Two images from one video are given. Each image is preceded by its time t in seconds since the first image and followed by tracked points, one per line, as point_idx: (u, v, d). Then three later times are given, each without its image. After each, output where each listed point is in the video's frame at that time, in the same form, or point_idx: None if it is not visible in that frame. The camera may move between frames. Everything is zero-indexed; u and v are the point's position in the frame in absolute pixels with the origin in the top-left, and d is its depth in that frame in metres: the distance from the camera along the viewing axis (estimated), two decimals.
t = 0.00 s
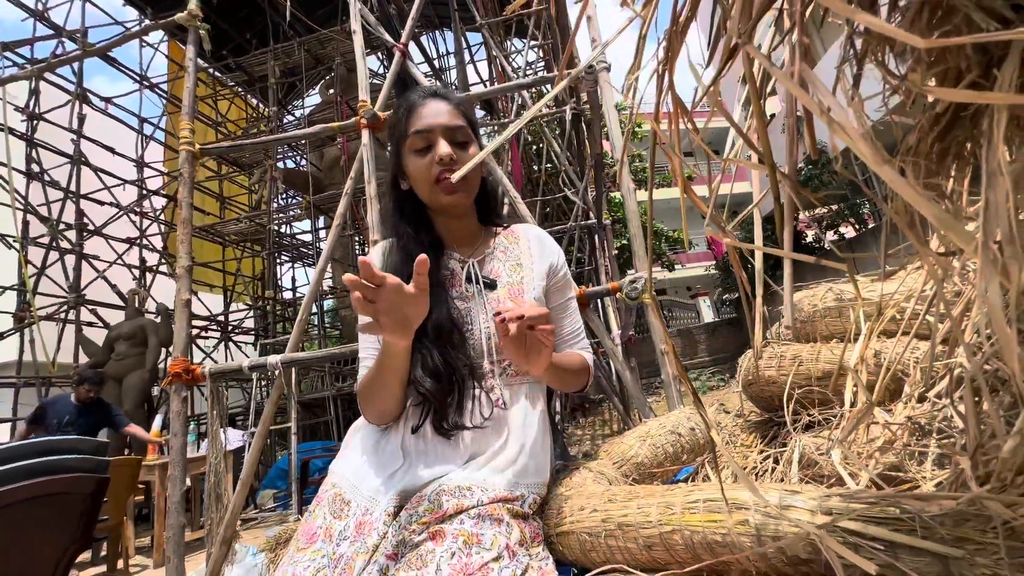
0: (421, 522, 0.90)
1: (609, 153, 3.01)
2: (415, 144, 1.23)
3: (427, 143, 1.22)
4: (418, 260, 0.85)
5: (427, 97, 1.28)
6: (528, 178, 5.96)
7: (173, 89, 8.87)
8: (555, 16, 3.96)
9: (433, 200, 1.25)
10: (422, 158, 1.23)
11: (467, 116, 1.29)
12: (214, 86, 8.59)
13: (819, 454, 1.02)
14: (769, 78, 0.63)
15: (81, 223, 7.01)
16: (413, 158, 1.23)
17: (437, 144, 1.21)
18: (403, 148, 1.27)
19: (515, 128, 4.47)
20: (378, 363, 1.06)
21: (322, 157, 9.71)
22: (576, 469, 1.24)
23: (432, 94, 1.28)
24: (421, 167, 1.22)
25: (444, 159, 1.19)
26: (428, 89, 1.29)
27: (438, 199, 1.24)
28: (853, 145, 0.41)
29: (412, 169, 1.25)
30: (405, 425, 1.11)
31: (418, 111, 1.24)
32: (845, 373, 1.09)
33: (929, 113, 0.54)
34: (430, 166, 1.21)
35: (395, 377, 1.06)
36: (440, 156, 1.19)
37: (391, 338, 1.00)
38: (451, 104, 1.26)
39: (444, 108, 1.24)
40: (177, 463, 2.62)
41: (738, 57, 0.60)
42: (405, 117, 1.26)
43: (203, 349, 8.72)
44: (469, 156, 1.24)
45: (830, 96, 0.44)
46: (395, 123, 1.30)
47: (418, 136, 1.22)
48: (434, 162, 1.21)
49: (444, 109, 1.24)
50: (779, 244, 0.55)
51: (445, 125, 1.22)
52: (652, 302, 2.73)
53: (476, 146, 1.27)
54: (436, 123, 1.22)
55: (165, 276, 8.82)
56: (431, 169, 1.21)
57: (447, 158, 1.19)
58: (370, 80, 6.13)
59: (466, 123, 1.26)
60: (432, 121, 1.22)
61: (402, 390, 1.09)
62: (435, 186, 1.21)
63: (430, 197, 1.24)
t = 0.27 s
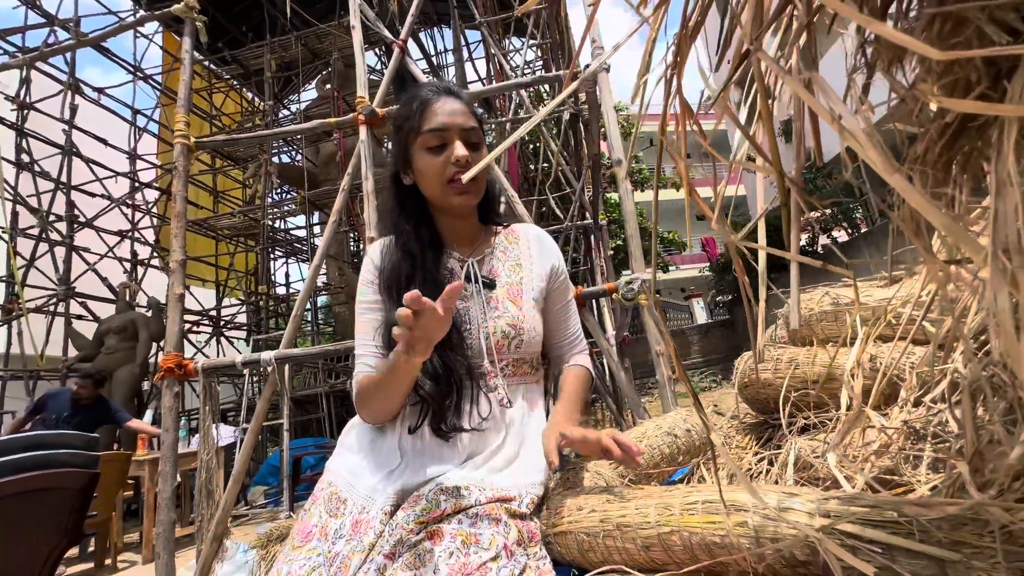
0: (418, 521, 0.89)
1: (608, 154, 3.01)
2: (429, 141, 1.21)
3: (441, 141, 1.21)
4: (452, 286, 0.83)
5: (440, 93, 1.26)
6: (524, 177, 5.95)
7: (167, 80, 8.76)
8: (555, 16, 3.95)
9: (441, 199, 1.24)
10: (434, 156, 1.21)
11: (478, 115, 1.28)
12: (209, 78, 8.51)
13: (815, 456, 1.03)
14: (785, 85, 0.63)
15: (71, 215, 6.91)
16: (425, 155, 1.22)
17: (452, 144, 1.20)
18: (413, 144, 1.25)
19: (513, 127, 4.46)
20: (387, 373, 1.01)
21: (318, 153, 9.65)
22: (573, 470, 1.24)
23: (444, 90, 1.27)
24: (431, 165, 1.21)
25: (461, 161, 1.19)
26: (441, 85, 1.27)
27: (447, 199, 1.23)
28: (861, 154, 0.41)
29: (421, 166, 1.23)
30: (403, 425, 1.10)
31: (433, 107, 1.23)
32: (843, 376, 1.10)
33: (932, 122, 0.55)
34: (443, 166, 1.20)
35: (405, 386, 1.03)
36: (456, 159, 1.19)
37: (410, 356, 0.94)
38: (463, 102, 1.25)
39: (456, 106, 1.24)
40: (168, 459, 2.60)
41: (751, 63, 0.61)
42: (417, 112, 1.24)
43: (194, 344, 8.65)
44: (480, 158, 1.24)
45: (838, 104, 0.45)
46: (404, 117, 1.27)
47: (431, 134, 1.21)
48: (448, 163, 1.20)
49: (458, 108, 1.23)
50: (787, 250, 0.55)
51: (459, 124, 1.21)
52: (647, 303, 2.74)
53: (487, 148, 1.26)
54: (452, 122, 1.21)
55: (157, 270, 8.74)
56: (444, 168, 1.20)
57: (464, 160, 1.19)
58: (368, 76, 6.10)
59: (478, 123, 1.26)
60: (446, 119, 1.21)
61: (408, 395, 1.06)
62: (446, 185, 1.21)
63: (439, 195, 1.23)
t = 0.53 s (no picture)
0: (416, 519, 0.88)
1: (605, 155, 3.02)
2: (435, 137, 1.20)
3: (447, 137, 1.20)
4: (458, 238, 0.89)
5: (448, 89, 1.25)
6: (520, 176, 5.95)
7: (160, 69, 8.65)
8: (554, 16, 3.96)
9: (447, 196, 1.24)
10: (440, 152, 1.21)
11: (486, 112, 1.27)
12: (203, 68, 8.40)
13: (809, 459, 1.04)
14: (798, 88, 0.63)
15: (59, 204, 6.78)
16: (431, 151, 1.21)
17: (458, 140, 1.20)
18: (419, 140, 1.24)
19: (510, 126, 4.46)
20: (419, 375, 0.98)
21: (312, 146, 9.59)
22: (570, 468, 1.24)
23: (452, 87, 1.26)
24: (438, 161, 1.21)
25: (466, 158, 1.18)
26: (449, 81, 1.27)
27: (453, 195, 1.22)
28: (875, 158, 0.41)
29: (428, 162, 1.23)
30: (405, 422, 1.09)
31: (440, 103, 1.22)
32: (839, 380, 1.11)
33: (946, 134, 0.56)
34: (448, 162, 1.20)
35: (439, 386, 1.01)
36: (461, 154, 1.18)
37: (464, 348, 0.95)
38: (472, 99, 1.25)
39: (465, 102, 1.23)
40: (156, 453, 2.56)
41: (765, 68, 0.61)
42: (424, 108, 1.24)
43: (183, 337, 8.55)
44: (487, 156, 1.23)
45: (853, 110, 0.45)
46: (413, 111, 1.27)
47: (437, 130, 1.20)
48: (454, 159, 1.19)
49: (465, 104, 1.23)
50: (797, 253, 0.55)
51: (466, 121, 1.20)
52: (642, 305, 2.75)
53: (495, 146, 1.26)
54: (457, 117, 1.20)
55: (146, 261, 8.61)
56: (451, 165, 1.19)
57: (469, 157, 1.18)
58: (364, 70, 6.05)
59: (486, 121, 1.25)
60: (453, 115, 1.20)
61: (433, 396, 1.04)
62: (452, 182, 1.21)
63: (445, 192, 1.22)
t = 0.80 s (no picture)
0: (416, 518, 0.88)
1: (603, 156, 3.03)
2: (449, 138, 1.21)
3: (461, 140, 1.21)
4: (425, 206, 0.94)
5: (465, 91, 1.26)
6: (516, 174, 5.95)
7: (151, 56, 8.49)
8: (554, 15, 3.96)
9: (457, 198, 1.24)
10: (453, 154, 1.21)
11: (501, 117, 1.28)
12: (195, 56, 8.27)
13: (804, 463, 1.06)
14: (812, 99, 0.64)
15: (44, 190, 6.64)
16: (444, 152, 1.22)
17: (472, 143, 1.20)
18: (434, 141, 1.24)
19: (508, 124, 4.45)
20: (412, 354, 0.98)
21: (306, 139, 9.50)
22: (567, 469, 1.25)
23: (469, 90, 1.26)
24: (450, 163, 1.21)
25: (480, 161, 1.19)
26: (466, 83, 1.27)
27: (463, 197, 1.23)
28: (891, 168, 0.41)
29: (441, 162, 1.23)
30: (404, 418, 1.09)
31: (456, 106, 1.22)
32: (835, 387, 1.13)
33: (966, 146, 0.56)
34: (461, 165, 1.20)
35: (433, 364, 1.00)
36: (475, 157, 1.18)
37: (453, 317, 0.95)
38: (488, 103, 1.25)
39: (481, 106, 1.24)
40: (142, 446, 2.52)
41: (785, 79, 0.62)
42: (441, 109, 1.24)
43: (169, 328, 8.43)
44: (500, 159, 1.24)
45: (874, 121, 0.46)
46: (429, 112, 1.27)
47: (453, 131, 1.21)
48: (466, 161, 1.20)
49: (481, 108, 1.23)
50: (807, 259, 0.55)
51: (482, 125, 1.21)
52: (636, 306, 2.76)
53: (508, 152, 1.26)
54: (473, 121, 1.21)
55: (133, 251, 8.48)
56: (463, 167, 1.20)
57: (481, 160, 1.18)
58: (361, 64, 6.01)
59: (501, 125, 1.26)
60: (469, 118, 1.21)
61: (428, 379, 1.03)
62: (464, 183, 1.21)
63: (456, 193, 1.22)
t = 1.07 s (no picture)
0: (414, 514, 0.88)
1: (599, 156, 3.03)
2: (463, 139, 1.21)
3: (475, 141, 1.21)
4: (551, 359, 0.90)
5: (479, 92, 1.25)
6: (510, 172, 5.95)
7: (141, 41, 8.33)
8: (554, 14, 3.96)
9: (466, 197, 1.24)
10: (466, 154, 1.21)
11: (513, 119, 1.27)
12: (186, 42, 8.13)
13: (797, 466, 1.07)
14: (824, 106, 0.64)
15: (27, 174, 6.48)
16: (456, 152, 1.21)
17: (486, 146, 1.20)
18: (445, 140, 1.24)
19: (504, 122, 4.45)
20: (423, 396, 0.94)
21: (298, 130, 9.40)
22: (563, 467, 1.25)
23: (483, 89, 1.26)
24: (463, 163, 1.21)
25: (493, 164, 1.19)
26: (481, 84, 1.26)
27: (473, 197, 1.23)
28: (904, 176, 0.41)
29: (453, 162, 1.23)
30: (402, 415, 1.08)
31: (471, 105, 1.22)
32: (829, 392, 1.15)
33: (975, 161, 0.57)
34: (474, 166, 1.20)
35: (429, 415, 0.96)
36: (488, 160, 1.19)
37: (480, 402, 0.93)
38: (502, 105, 1.25)
39: (496, 107, 1.23)
40: (127, 439, 2.48)
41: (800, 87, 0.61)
42: (456, 108, 1.23)
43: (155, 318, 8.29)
44: (511, 163, 1.24)
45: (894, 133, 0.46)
46: (443, 110, 1.26)
47: (467, 132, 1.20)
48: (479, 163, 1.20)
49: (495, 110, 1.23)
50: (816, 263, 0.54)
51: (496, 127, 1.21)
52: (629, 307, 2.78)
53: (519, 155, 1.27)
54: (488, 123, 1.20)
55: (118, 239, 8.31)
56: (476, 169, 1.20)
57: (494, 163, 1.19)
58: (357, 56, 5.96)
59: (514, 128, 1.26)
60: (483, 120, 1.20)
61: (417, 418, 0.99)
62: (475, 184, 1.21)
63: (466, 193, 1.22)
